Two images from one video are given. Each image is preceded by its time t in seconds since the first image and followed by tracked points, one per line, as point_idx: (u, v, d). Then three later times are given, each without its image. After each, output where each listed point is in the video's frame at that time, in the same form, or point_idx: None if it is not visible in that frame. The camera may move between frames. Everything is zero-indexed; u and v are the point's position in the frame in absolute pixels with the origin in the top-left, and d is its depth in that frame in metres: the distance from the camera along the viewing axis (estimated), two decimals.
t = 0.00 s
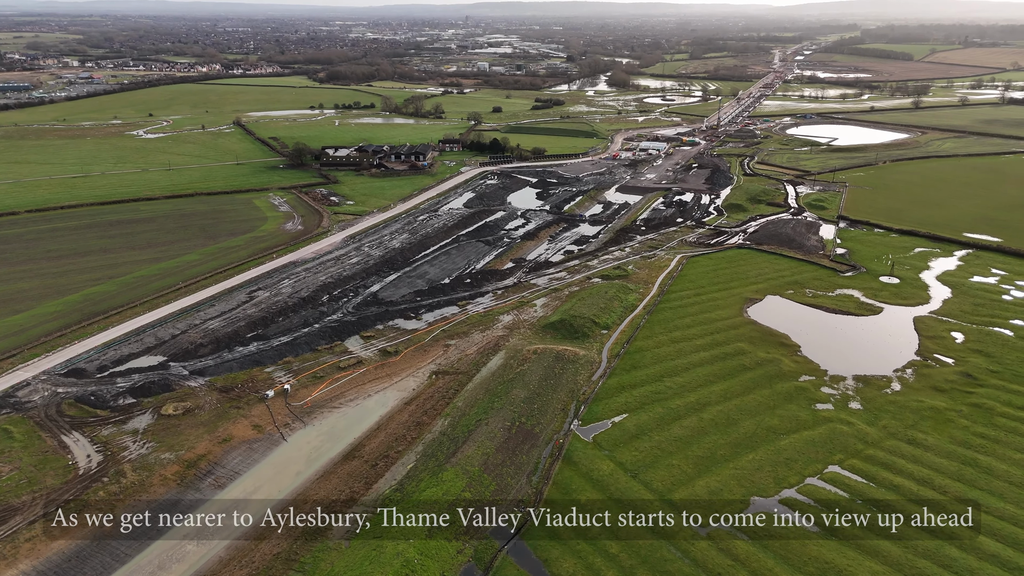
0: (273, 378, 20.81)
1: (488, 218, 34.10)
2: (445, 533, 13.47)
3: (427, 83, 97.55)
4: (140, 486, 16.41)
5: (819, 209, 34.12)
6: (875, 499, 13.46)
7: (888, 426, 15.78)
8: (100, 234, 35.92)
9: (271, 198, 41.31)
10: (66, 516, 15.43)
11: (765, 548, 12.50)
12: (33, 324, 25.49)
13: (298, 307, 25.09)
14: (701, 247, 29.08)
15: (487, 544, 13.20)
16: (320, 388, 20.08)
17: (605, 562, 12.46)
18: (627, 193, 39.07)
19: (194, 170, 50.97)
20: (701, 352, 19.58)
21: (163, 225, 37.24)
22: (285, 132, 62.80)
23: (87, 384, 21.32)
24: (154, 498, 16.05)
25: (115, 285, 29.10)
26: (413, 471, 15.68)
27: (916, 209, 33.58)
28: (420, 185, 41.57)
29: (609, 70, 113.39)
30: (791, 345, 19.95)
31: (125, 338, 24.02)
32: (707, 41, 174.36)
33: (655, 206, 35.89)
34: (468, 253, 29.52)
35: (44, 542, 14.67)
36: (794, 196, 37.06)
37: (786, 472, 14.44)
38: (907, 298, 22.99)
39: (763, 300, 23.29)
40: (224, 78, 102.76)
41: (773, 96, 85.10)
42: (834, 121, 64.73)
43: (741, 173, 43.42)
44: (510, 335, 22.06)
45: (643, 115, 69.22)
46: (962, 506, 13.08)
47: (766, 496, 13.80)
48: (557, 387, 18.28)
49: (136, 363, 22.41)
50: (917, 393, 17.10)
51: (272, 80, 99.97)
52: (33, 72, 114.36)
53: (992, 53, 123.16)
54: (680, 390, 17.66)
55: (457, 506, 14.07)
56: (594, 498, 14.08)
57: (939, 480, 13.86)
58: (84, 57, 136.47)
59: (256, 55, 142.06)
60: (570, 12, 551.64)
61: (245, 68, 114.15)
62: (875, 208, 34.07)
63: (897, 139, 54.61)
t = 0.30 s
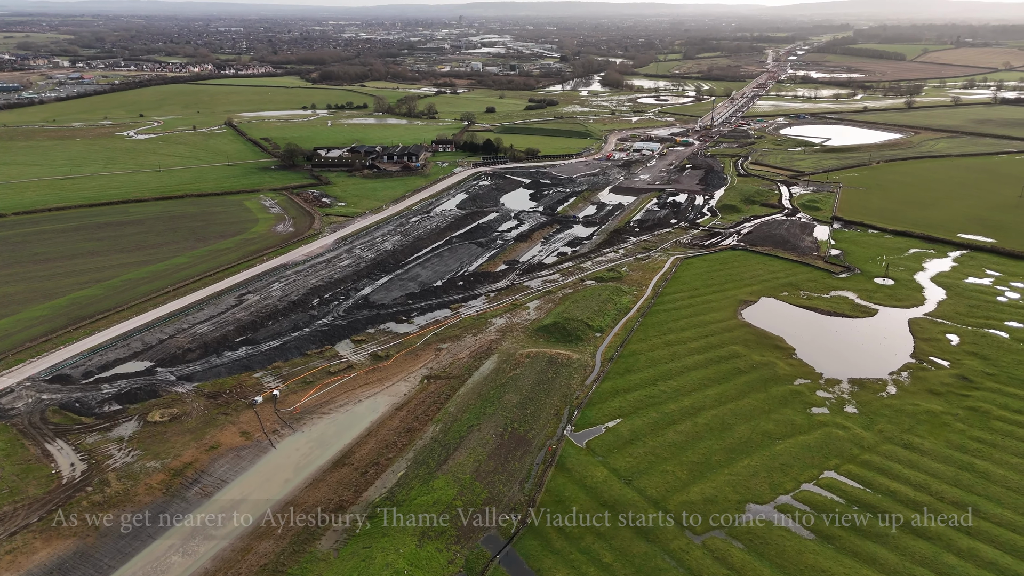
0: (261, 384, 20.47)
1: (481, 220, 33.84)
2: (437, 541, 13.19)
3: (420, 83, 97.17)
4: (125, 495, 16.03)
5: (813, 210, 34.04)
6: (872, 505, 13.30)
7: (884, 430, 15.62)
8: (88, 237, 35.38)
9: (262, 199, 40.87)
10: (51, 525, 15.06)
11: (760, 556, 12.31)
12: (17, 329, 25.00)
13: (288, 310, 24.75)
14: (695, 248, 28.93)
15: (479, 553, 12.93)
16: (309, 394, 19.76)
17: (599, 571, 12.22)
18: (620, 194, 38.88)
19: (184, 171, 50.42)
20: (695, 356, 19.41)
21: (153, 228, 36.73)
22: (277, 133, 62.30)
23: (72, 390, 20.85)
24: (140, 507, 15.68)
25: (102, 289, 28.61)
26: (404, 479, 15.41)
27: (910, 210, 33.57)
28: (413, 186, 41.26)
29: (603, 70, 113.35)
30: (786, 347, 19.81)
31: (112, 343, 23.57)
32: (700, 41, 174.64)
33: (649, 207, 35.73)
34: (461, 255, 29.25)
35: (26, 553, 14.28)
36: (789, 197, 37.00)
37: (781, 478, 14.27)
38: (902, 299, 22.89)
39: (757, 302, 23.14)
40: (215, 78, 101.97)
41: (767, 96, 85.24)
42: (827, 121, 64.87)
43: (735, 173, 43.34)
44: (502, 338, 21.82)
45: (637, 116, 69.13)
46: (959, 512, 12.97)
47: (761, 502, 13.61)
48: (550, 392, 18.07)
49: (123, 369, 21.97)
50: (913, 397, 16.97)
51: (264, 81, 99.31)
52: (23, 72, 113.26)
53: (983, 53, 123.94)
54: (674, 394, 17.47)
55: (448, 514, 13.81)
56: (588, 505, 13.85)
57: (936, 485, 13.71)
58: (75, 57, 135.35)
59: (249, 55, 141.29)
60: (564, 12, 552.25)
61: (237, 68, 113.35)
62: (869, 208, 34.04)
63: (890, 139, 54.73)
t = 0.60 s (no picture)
0: (250, 390, 20.12)
1: (474, 221, 33.59)
2: (427, 551, 12.92)
3: (414, 83, 96.86)
4: (109, 505, 15.67)
5: (807, 210, 33.99)
6: (868, 511, 13.15)
7: (879, 434, 15.49)
8: (75, 239, 34.86)
9: (253, 201, 40.46)
10: (33, 537, 14.67)
11: (756, 565, 12.12)
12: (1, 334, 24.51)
13: (278, 314, 24.41)
14: (689, 250, 28.80)
15: (470, 563, 12.67)
16: (299, 400, 19.45)
17: None
18: (614, 195, 38.73)
19: (174, 172, 49.90)
20: (689, 359, 19.23)
21: (141, 230, 36.26)
22: (269, 134, 61.82)
23: (56, 397, 20.38)
24: (125, 517, 15.33)
25: (90, 292, 28.15)
26: (394, 487, 15.13)
27: (904, 210, 33.58)
28: (406, 187, 40.95)
29: (596, 70, 113.37)
30: (781, 350, 19.66)
31: (98, 348, 23.11)
32: (693, 41, 175.09)
33: (643, 208, 35.59)
34: (454, 257, 28.99)
35: (6, 566, 13.88)
36: (783, 197, 36.96)
37: (777, 484, 14.09)
38: (896, 301, 22.81)
39: (752, 304, 22.99)
40: (207, 78, 101.25)
41: (760, 96, 85.43)
42: (820, 121, 65.02)
43: (729, 174, 43.30)
44: (495, 342, 21.57)
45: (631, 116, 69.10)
46: (955, 518, 12.84)
47: (757, 509, 13.43)
48: (543, 396, 17.85)
49: (108, 375, 21.51)
50: (909, 400, 16.85)
51: (256, 81, 98.73)
52: (12, 72, 112.11)
53: (974, 53, 124.81)
54: (669, 398, 17.28)
55: (438, 523, 13.53)
56: (581, 513, 13.61)
57: (933, 491, 13.57)
58: (66, 57, 134.15)
59: (241, 54, 140.48)
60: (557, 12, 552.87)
61: (229, 68, 112.62)
62: (863, 209, 34.02)
63: (883, 139, 54.86)
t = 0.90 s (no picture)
0: (239, 396, 19.78)
1: (466, 223, 33.33)
2: (418, 561, 12.66)
3: (407, 83, 96.52)
4: (93, 515, 15.29)
5: (801, 211, 33.95)
6: (865, 518, 12.98)
7: (876, 439, 15.34)
8: (62, 242, 34.33)
9: (243, 203, 40.02)
10: (12, 549, 14.25)
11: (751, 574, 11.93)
12: None
13: (268, 318, 24.07)
14: (683, 251, 28.64)
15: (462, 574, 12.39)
16: (288, 406, 19.13)
17: None
18: (608, 196, 38.55)
19: (164, 173, 49.36)
20: (684, 362, 19.04)
21: (130, 232, 35.75)
22: (261, 135, 61.31)
23: (39, 404, 19.90)
24: (109, 528, 14.95)
25: (76, 296, 27.67)
26: (385, 496, 14.84)
27: (898, 211, 33.57)
28: (398, 189, 40.64)
29: (590, 70, 113.33)
30: (776, 353, 19.51)
31: (84, 354, 22.65)
32: (687, 41, 175.52)
33: (636, 209, 35.42)
34: (446, 259, 28.72)
35: None
36: (777, 198, 36.90)
37: (772, 490, 13.92)
38: (891, 303, 22.72)
39: (746, 307, 22.83)
40: (198, 78, 100.44)
41: (753, 96, 85.60)
42: (813, 121, 65.15)
43: (723, 174, 43.23)
44: (488, 345, 21.33)
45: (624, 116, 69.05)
46: (953, 524, 12.70)
47: (752, 516, 13.25)
48: (536, 401, 17.62)
49: (94, 381, 21.06)
50: (905, 404, 16.73)
51: (248, 81, 98.09)
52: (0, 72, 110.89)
53: (965, 53, 125.68)
54: (663, 403, 17.07)
55: (429, 533, 13.27)
56: (575, 522, 13.38)
57: (930, 497, 13.43)
58: (55, 57, 132.78)
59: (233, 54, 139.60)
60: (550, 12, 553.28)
61: (220, 68, 111.89)
62: (857, 209, 33.99)
63: (876, 139, 54.98)
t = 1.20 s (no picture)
0: (227, 402, 19.45)
1: (459, 225, 33.06)
2: (408, 572, 12.40)
3: (400, 83, 96.19)
4: (76, 526, 14.92)
5: (795, 212, 33.87)
6: (862, 525, 12.82)
7: (872, 444, 15.20)
8: (49, 245, 33.81)
9: (233, 204, 39.58)
10: None
11: None
12: None
13: (257, 322, 23.72)
14: (677, 253, 28.47)
15: None
16: (277, 412, 18.82)
17: None
18: (601, 197, 38.37)
19: (154, 175, 48.83)
20: (679, 366, 18.85)
21: (118, 235, 35.26)
22: (252, 135, 60.83)
23: (22, 411, 19.46)
24: (92, 539, 14.59)
25: (62, 300, 27.20)
26: (374, 504, 14.57)
27: (892, 211, 33.57)
28: (391, 190, 40.30)
29: (584, 70, 113.33)
30: (771, 356, 19.35)
31: (69, 359, 22.20)
32: (680, 41, 175.94)
33: (630, 210, 35.24)
34: (438, 261, 28.45)
35: None
36: (771, 199, 36.83)
37: (768, 496, 13.74)
38: (886, 305, 22.63)
39: (740, 309, 22.67)
40: (189, 78, 99.65)
41: (747, 96, 85.76)
42: (807, 121, 65.29)
43: (717, 175, 43.15)
44: (480, 349, 21.08)
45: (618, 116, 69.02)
46: (951, 531, 12.56)
47: (748, 523, 13.07)
48: (528, 406, 17.40)
49: (79, 388, 20.62)
50: (900, 408, 16.60)
51: (240, 81, 97.45)
52: None
53: (956, 53, 126.54)
54: (657, 408, 16.88)
55: (420, 543, 13.01)
56: (568, 531, 13.14)
57: (927, 502, 13.29)
58: (44, 57, 131.51)
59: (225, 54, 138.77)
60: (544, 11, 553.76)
61: (212, 69, 111.22)
62: (851, 210, 33.94)
63: (869, 139, 55.09)
